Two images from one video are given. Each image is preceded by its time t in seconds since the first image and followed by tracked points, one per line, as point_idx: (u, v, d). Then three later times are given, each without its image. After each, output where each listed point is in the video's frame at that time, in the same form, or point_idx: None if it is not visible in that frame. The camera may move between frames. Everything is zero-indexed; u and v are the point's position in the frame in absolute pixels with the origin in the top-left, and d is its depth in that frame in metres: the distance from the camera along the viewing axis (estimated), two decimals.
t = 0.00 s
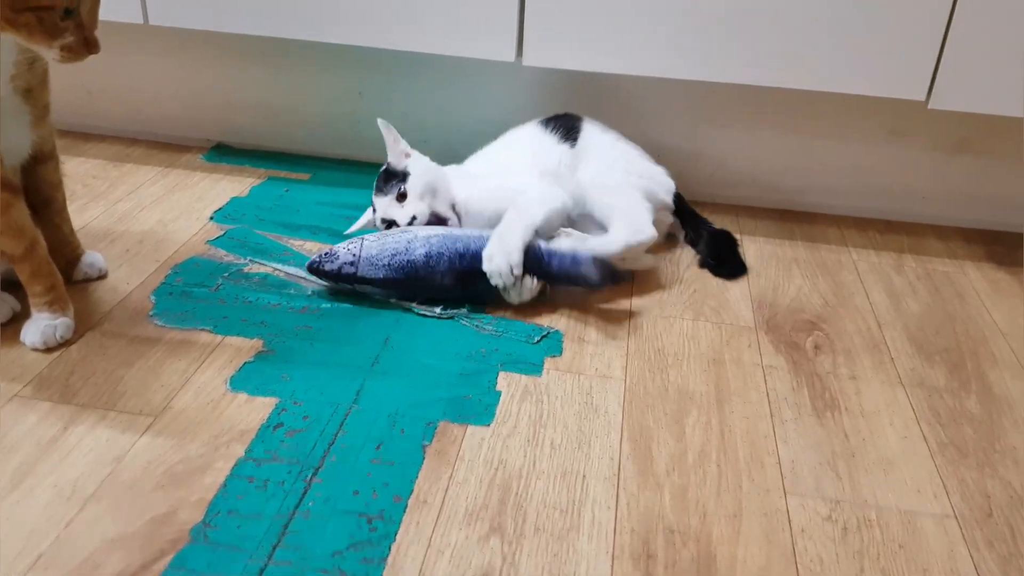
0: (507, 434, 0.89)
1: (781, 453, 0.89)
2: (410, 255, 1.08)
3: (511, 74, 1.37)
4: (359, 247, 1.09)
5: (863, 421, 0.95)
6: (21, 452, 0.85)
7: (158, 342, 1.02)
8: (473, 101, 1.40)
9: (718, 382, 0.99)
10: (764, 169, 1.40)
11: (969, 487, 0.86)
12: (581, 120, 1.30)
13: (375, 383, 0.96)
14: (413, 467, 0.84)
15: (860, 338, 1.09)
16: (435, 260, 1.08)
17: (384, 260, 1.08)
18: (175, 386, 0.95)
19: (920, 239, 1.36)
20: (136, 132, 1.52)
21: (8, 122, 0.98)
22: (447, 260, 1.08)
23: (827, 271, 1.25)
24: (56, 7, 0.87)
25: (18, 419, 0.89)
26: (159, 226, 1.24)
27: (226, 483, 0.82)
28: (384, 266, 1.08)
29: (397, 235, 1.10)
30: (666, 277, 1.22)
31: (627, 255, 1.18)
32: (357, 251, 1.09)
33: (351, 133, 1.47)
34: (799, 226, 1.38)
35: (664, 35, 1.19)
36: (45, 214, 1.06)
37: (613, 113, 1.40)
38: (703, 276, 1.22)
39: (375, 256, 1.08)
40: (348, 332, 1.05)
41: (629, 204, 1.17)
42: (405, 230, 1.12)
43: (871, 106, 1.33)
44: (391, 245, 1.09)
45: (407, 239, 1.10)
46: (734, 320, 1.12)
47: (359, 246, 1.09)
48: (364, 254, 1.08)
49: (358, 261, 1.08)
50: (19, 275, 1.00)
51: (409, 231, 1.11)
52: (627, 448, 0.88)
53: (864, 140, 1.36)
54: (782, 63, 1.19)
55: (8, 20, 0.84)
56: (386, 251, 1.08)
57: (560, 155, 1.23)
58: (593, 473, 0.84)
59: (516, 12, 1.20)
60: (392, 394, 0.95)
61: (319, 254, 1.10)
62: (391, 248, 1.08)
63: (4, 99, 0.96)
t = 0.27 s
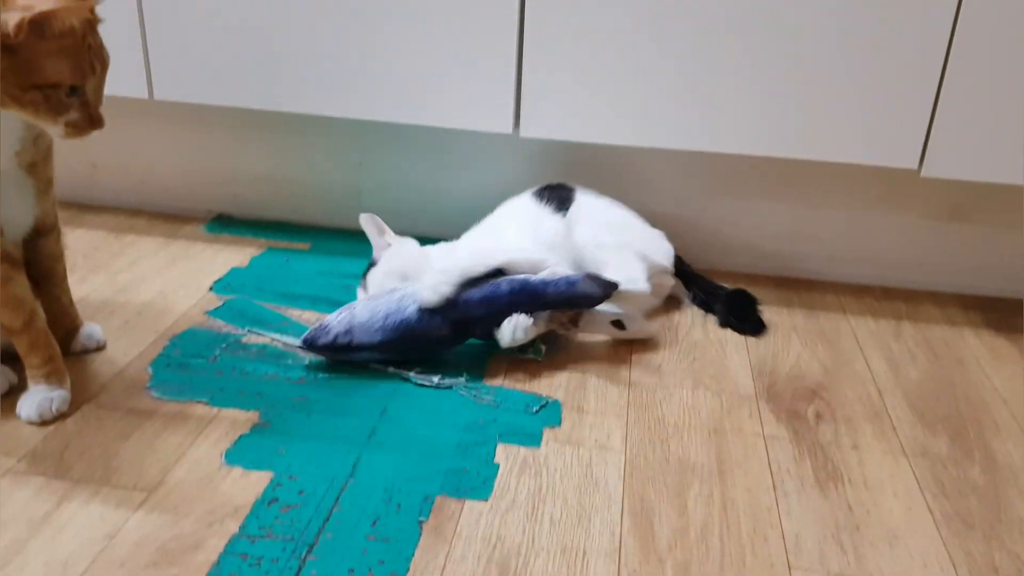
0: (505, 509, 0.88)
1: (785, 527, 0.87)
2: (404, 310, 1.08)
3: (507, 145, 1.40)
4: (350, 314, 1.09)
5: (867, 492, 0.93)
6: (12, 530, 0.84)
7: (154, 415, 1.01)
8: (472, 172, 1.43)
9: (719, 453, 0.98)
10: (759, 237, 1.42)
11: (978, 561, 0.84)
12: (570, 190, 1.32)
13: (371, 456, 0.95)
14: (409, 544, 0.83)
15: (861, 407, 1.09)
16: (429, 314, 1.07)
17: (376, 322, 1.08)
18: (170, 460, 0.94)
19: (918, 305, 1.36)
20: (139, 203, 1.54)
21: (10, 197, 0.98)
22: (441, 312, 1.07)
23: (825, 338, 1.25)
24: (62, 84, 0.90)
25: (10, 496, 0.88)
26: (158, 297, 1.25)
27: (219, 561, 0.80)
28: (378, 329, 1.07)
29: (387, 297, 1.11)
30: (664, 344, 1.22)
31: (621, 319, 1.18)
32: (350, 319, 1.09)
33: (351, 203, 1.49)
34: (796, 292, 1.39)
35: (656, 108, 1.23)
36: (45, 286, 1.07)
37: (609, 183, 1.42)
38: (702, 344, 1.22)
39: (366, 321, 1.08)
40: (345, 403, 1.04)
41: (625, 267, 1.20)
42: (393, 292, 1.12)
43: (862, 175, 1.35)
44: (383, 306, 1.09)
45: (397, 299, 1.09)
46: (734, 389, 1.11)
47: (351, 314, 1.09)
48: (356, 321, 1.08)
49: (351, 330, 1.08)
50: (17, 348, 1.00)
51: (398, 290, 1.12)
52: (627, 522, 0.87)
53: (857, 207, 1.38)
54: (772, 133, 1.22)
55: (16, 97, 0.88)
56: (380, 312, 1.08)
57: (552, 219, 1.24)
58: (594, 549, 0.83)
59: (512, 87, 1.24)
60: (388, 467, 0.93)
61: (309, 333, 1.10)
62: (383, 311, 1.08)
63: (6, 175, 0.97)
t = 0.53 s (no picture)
0: (517, 540, 0.88)
1: (798, 559, 0.86)
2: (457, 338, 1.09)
3: (516, 175, 1.41)
4: (405, 315, 1.11)
5: (881, 525, 0.92)
6: (23, 558, 0.84)
7: (165, 443, 1.01)
8: (481, 201, 1.44)
9: (731, 484, 0.98)
10: (767, 266, 1.42)
11: None
12: (581, 218, 1.31)
13: (382, 485, 0.95)
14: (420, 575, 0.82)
15: (873, 438, 1.08)
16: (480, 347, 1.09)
17: (429, 337, 1.09)
18: (181, 488, 0.94)
19: (928, 335, 1.36)
20: (150, 231, 1.56)
21: (27, 227, 0.99)
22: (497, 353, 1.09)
23: (836, 368, 1.24)
24: (81, 116, 0.89)
25: (21, 524, 0.88)
26: (169, 324, 1.26)
27: None
28: (427, 343, 1.09)
29: (443, 308, 1.12)
30: (674, 374, 1.22)
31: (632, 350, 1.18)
32: (403, 321, 1.10)
33: (361, 231, 1.50)
34: (806, 322, 1.39)
35: (665, 139, 1.23)
36: (58, 314, 1.08)
37: (617, 213, 1.43)
38: (711, 373, 1.22)
39: (419, 332, 1.10)
40: (355, 432, 1.04)
41: (643, 299, 1.19)
42: (449, 302, 1.13)
43: (870, 205, 1.36)
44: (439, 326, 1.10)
45: (455, 317, 1.11)
46: (745, 419, 1.11)
47: (405, 316, 1.11)
48: (408, 327, 1.10)
49: (402, 333, 1.10)
50: (31, 375, 1.01)
51: (460, 307, 1.13)
52: (640, 554, 0.86)
53: (865, 237, 1.38)
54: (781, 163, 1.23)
55: (35, 128, 0.87)
56: (434, 326, 1.10)
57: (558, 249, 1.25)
58: None
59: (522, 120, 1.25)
60: (399, 497, 0.93)
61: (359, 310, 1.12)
62: (437, 328, 1.09)
63: (23, 205, 0.98)
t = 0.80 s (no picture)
0: (560, 559, 0.90)
1: None
2: (522, 329, 1.13)
3: (558, 197, 1.43)
4: (491, 290, 1.17)
5: (927, 552, 0.92)
6: (93, 566, 0.89)
7: (222, 457, 1.06)
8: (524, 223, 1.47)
9: (774, 508, 0.99)
10: (811, 287, 1.42)
11: None
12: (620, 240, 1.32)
13: (429, 502, 0.98)
14: None
15: (919, 463, 1.07)
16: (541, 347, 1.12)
17: (502, 316, 1.14)
18: (238, 501, 0.99)
19: (977, 358, 1.34)
20: (205, 252, 1.63)
21: (98, 250, 1.05)
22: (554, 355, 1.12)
23: (881, 392, 1.24)
24: (151, 148, 0.94)
25: (92, 534, 0.94)
26: (224, 342, 1.32)
27: None
28: (498, 321, 1.14)
29: (527, 299, 1.17)
30: (717, 395, 1.23)
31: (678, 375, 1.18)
32: (487, 296, 1.16)
33: (407, 251, 1.55)
34: (851, 344, 1.38)
35: (707, 161, 1.25)
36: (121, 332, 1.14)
37: (657, 235, 1.44)
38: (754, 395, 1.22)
39: (497, 308, 1.15)
40: (403, 449, 1.08)
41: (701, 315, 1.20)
42: (535, 296, 1.18)
43: (917, 226, 1.34)
44: (512, 313, 1.14)
45: (532, 311, 1.15)
46: (788, 443, 1.11)
47: (491, 291, 1.17)
48: (489, 302, 1.16)
49: (481, 303, 1.16)
50: (98, 391, 1.07)
51: (542, 304, 1.17)
52: None
53: (912, 259, 1.37)
54: (824, 185, 1.23)
55: (108, 159, 0.92)
56: (511, 309, 1.15)
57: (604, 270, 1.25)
58: None
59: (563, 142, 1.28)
60: (445, 514, 0.96)
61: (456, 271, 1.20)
62: (512, 311, 1.14)
63: (95, 230, 1.04)
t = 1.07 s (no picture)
0: None
1: None
2: (609, 387, 1.15)
3: (628, 233, 1.46)
4: (577, 350, 1.17)
5: None
6: None
7: (308, 484, 1.12)
8: (594, 257, 1.50)
9: (849, 550, 0.99)
10: (885, 324, 1.41)
11: None
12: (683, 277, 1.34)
13: (504, 533, 1.01)
14: None
15: (1002, 507, 1.06)
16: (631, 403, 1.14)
17: (589, 377, 1.15)
18: (323, 527, 1.04)
19: None
20: (287, 282, 1.71)
21: (199, 287, 1.13)
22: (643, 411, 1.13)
23: (960, 432, 1.22)
24: (252, 195, 1.00)
25: (188, 554, 1.00)
26: (308, 371, 1.38)
27: None
28: (585, 381, 1.16)
29: (613, 355, 1.17)
30: (789, 432, 1.23)
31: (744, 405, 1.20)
32: (571, 354, 1.16)
33: (479, 284, 1.59)
34: (928, 382, 1.36)
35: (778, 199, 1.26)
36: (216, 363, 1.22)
37: (727, 270, 1.45)
38: (828, 433, 1.22)
39: (583, 368, 1.16)
40: (478, 480, 1.12)
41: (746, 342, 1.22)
42: (620, 349, 1.18)
43: (996, 263, 1.32)
44: (598, 371, 1.16)
45: (617, 368, 1.16)
46: (864, 483, 1.11)
47: (576, 350, 1.17)
48: (575, 360, 1.16)
49: (567, 364, 1.16)
50: (194, 418, 1.14)
51: (629, 358, 1.17)
52: None
53: (991, 296, 1.34)
54: (897, 222, 1.23)
55: (213, 206, 0.99)
56: (598, 367, 1.16)
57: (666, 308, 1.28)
58: None
59: (635, 179, 1.31)
60: (520, 546, 0.99)
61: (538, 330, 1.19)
62: (598, 371, 1.15)
63: (197, 269, 1.11)
